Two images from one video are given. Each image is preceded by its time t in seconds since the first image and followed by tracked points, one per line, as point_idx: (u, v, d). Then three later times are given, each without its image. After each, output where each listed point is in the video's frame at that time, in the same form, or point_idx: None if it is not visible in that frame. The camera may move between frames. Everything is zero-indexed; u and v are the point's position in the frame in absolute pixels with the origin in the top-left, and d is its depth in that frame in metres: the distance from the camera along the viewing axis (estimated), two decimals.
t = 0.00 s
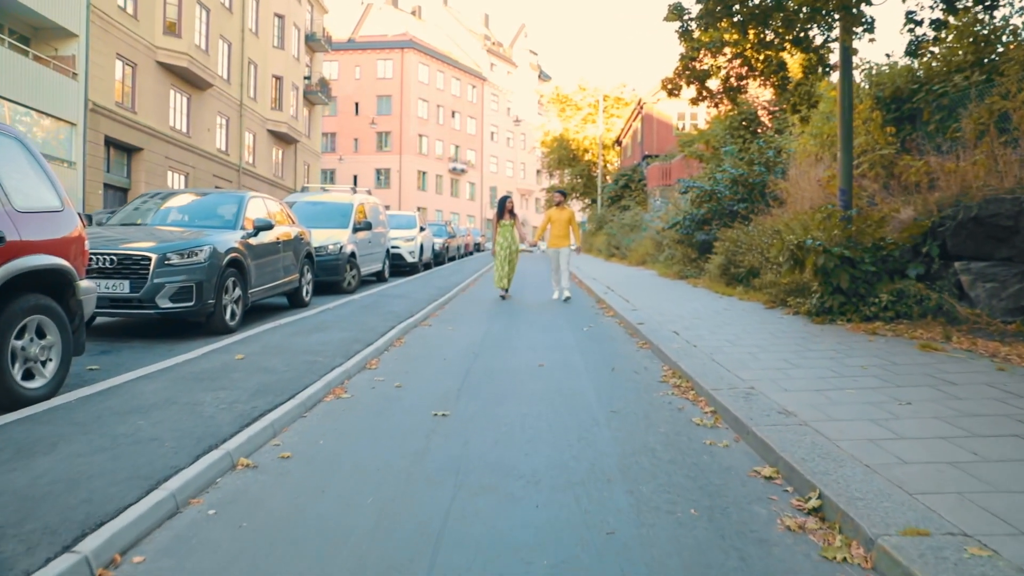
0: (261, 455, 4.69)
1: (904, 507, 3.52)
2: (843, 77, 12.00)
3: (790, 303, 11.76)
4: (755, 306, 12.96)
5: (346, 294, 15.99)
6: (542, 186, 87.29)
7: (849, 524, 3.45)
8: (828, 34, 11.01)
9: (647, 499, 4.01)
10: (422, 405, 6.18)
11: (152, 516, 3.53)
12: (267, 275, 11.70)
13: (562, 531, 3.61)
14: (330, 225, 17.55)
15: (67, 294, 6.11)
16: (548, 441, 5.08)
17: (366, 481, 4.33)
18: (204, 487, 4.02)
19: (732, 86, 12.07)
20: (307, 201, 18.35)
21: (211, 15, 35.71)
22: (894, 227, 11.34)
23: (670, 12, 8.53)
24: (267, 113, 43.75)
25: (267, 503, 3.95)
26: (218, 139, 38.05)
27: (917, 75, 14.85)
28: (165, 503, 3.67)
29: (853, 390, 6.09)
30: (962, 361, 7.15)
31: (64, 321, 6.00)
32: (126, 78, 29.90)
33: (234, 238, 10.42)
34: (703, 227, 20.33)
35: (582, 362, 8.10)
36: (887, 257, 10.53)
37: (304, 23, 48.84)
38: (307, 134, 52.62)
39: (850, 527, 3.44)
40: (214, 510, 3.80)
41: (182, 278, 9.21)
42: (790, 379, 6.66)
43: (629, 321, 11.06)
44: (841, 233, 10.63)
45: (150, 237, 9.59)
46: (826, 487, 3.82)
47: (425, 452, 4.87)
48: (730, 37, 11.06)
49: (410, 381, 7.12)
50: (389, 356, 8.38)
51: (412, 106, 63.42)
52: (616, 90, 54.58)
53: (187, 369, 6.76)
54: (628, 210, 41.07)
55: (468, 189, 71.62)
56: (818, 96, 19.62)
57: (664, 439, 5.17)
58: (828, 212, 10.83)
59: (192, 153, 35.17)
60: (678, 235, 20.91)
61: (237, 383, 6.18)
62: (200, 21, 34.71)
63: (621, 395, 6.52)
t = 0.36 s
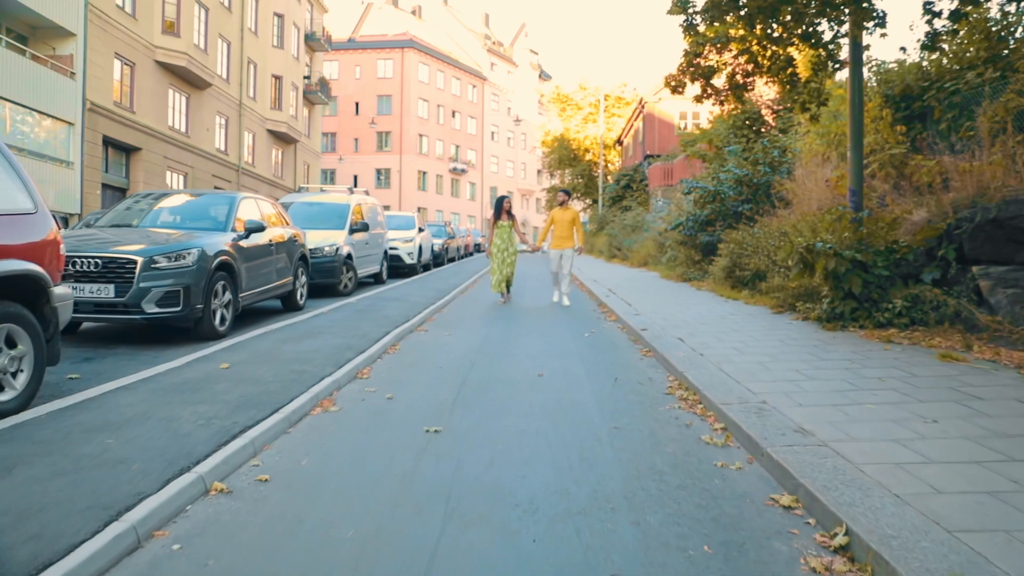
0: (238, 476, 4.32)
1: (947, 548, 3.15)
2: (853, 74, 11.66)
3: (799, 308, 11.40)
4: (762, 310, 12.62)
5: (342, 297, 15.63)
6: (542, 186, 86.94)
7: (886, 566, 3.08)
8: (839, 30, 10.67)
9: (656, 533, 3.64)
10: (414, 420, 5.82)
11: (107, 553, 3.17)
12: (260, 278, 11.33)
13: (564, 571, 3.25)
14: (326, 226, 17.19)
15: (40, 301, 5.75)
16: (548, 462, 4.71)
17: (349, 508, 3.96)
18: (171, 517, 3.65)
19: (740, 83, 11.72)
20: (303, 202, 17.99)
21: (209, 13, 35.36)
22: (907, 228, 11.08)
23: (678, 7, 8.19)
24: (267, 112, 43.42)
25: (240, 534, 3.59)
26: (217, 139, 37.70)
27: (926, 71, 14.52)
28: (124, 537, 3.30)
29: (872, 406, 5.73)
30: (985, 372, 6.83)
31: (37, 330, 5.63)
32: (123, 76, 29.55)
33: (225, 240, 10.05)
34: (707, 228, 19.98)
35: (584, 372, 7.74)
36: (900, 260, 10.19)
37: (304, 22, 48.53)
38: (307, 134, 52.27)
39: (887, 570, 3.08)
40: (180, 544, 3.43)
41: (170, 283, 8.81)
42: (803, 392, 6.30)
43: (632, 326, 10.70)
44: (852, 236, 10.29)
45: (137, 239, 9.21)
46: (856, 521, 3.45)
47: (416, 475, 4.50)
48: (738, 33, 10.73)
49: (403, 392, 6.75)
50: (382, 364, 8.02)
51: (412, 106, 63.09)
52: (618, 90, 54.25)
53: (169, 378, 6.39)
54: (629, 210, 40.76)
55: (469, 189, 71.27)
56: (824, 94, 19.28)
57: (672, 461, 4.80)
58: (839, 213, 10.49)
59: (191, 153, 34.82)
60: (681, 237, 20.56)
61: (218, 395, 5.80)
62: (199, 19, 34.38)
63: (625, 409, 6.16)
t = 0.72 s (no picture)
0: (211, 504, 3.98)
1: None
2: (863, 71, 11.33)
3: (807, 313, 11.06)
4: (768, 314, 12.29)
5: (339, 300, 15.30)
6: (543, 186, 86.61)
7: None
8: (848, 27, 10.34)
9: (667, 569, 3.33)
10: (407, 436, 5.49)
11: None
12: (251, 282, 11.00)
13: None
14: (322, 227, 16.86)
15: (9, 309, 5.40)
16: (548, 486, 4.39)
17: (331, 540, 3.64)
18: (135, 552, 3.34)
19: (746, 82, 11.40)
20: (299, 203, 17.68)
21: (207, 12, 35.03)
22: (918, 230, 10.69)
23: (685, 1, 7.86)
24: (266, 112, 43.11)
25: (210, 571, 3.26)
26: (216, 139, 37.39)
27: (934, 70, 14.23)
28: None
29: (892, 421, 5.40)
30: (1007, 382, 6.51)
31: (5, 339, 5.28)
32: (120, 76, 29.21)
33: (214, 244, 9.72)
34: (711, 229, 19.66)
35: (586, 381, 7.41)
36: (911, 263, 9.85)
37: (304, 21, 48.22)
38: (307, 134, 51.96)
39: None
40: None
41: (155, 288, 8.50)
42: (818, 404, 5.97)
43: (635, 331, 10.37)
44: (862, 238, 9.97)
45: (122, 242, 8.90)
46: (890, 561, 3.14)
47: (405, 500, 4.18)
48: (745, 28, 10.41)
49: (395, 404, 6.43)
50: (375, 373, 7.69)
51: (412, 105, 62.77)
52: (619, 89, 53.97)
53: (148, 390, 6.05)
54: (631, 211, 40.44)
55: (469, 189, 70.97)
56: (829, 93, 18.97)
57: (680, 484, 4.47)
58: (848, 215, 10.18)
59: (189, 153, 34.52)
60: (683, 238, 20.22)
61: (198, 409, 5.47)
62: (197, 19, 34.04)
63: (629, 423, 5.84)
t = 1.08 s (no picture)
0: (179, 539, 3.62)
1: None
2: (873, 69, 10.95)
3: (817, 317, 10.69)
4: (776, 317, 11.94)
5: (335, 303, 14.95)
6: (544, 186, 86.21)
7: None
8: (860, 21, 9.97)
9: None
10: (398, 456, 5.13)
11: None
12: (242, 286, 10.65)
13: None
14: (319, 229, 16.51)
15: None
16: (549, 516, 4.04)
17: None
18: None
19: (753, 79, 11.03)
20: (295, 204, 17.34)
21: (205, 11, 34.66)
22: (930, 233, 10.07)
23: None
24: (265, 112, 42.76)
25: None
26: (214, 139, 37.05)
27: (945, 67, 13.87)
28: None
29: (919, 438, 5.03)
30: None
31: None
32: (116, 75, 28.86)
33: (202, 248, 9.36)
34: (715, 230, 19.28)
35: (589, 393, 7.04)
36: (925, 266, 9.45)
37: (303, 20, 47.85)
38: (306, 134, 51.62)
39: None
40: None
41: (138, 294, 8.15)
42: (837, 419, 5.59)
43: (640, 337, 10.01)
44: (874, 240, 9.60)
45: (104, 246, 8.55)
46: None
47: (393, 532, 3.83)
48: (753, 24, 10.05)
49: (387, 418, 6.08)
50: (367, 384, 7.34)
51: (413, 105, 62.42)
52: (620, 89, 53.60)
53: (122, 406, 5.69)
54: (632, 211, 40.08)
55: (470, 189, 70.61)
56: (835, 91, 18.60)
57: (693, 512, 4.12)
58: (859, 216, 9.85)
59: (187, 153, 34.18)
60: (687, 239, 19.86)
61: (174, 427, 5.12)
62: (194, 17, 33.68)
63: (636, 440, 5.49)
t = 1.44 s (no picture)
0: (143, 573, 3.29)
1: None
2: (887, 64, 10.49)
3: (827, 322, 10.35)
4: (785, 321, 11.60)
5: (331, 306, 14.61)
6: (546, 186, 85.85)
7: None
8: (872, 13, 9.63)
9: None
10: (388, 475, 4.81)
11: None
12: (233, 290, 10.32)
13: None
14: (315, 229, 16.19)
15: None
16: (550, 544, 3.72)
17: None
18: None
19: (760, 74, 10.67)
20: (291, 204, 17.02)
21: (203, 10, 34.32)
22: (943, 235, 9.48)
23: None
24: (264, 111, 42.44)
25: None
26: (212, 139, 36.73)
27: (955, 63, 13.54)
28: None
29: (947, 457, 4.70)
30: None
31: None
32: (113, 74, 28.52)
33: (189, 251, 9.03)
34: (719, 231, 18.92)
35: (592, 404, 6.70)
36: (940, 270, 9.14)
37: (303, 19, 47.50)
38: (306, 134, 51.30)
39: None
40: None
41: (120, 299, 7.82)
42: (857, 435, 5.26)
43: (644, 343, 9.66)
44: (886, 241, 9.28)
45: (87, 248, 8.22)
46: None
47: (378, 563, 3.51)
48: (762, 18, 9.71)
49: (377, 432, 5.75)
50: (359, 394, 7.01)
51: (414, 105, 62.10)
52: (621, 88, 53.22)
53: (95, 419, 5.35)
54: (634, 211, 39.73)
55: (471, 189, 70.28)
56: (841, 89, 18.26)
57: (705, 540, 3.79)
58: (870, 216, 9.53)
59: (185, 152, 33.86)
60: (690, 239, 19.50)
61: (147, 443, 4.79)
62: (193, 16, 33.34)
63: (641, 458, 5.16)
